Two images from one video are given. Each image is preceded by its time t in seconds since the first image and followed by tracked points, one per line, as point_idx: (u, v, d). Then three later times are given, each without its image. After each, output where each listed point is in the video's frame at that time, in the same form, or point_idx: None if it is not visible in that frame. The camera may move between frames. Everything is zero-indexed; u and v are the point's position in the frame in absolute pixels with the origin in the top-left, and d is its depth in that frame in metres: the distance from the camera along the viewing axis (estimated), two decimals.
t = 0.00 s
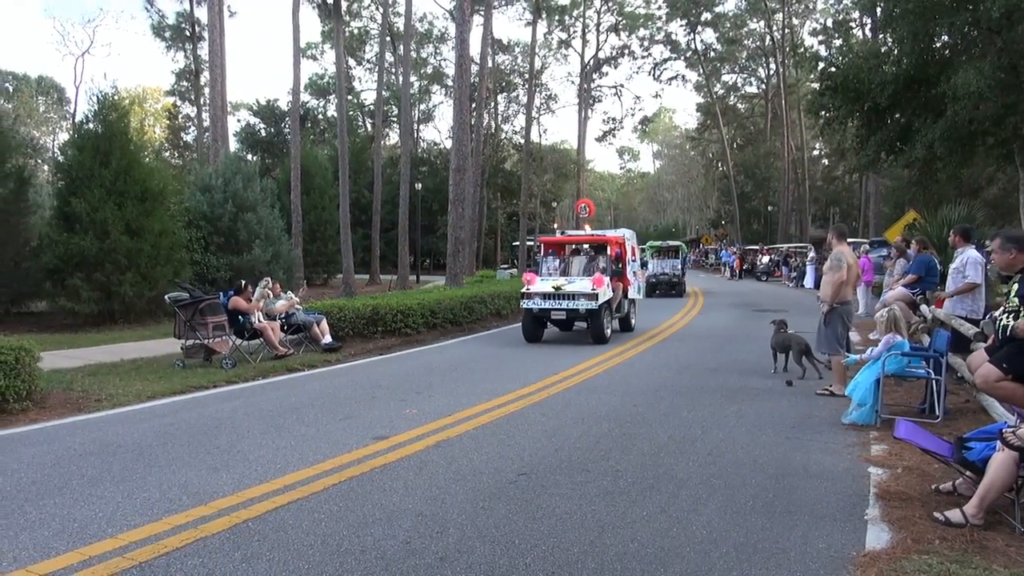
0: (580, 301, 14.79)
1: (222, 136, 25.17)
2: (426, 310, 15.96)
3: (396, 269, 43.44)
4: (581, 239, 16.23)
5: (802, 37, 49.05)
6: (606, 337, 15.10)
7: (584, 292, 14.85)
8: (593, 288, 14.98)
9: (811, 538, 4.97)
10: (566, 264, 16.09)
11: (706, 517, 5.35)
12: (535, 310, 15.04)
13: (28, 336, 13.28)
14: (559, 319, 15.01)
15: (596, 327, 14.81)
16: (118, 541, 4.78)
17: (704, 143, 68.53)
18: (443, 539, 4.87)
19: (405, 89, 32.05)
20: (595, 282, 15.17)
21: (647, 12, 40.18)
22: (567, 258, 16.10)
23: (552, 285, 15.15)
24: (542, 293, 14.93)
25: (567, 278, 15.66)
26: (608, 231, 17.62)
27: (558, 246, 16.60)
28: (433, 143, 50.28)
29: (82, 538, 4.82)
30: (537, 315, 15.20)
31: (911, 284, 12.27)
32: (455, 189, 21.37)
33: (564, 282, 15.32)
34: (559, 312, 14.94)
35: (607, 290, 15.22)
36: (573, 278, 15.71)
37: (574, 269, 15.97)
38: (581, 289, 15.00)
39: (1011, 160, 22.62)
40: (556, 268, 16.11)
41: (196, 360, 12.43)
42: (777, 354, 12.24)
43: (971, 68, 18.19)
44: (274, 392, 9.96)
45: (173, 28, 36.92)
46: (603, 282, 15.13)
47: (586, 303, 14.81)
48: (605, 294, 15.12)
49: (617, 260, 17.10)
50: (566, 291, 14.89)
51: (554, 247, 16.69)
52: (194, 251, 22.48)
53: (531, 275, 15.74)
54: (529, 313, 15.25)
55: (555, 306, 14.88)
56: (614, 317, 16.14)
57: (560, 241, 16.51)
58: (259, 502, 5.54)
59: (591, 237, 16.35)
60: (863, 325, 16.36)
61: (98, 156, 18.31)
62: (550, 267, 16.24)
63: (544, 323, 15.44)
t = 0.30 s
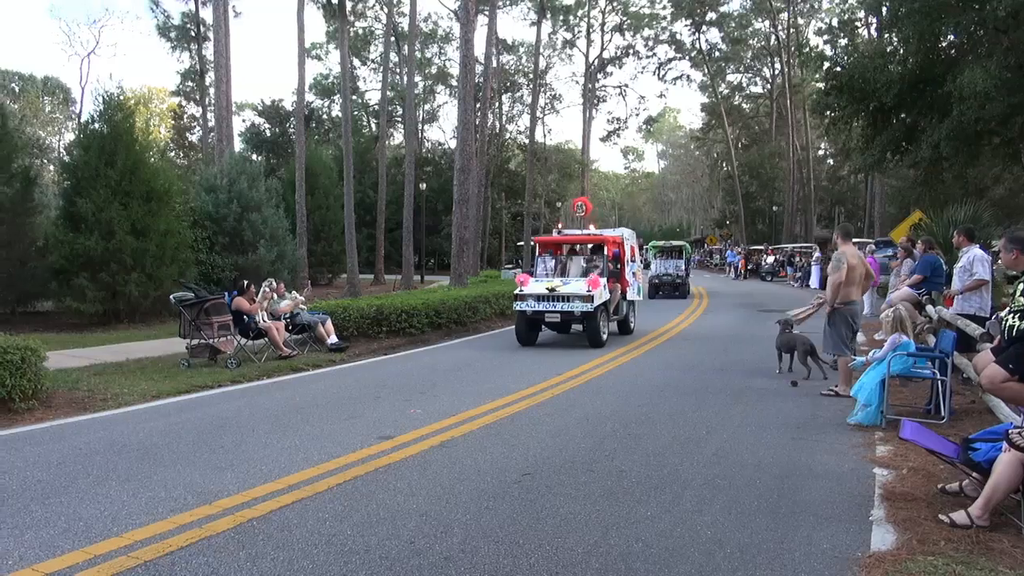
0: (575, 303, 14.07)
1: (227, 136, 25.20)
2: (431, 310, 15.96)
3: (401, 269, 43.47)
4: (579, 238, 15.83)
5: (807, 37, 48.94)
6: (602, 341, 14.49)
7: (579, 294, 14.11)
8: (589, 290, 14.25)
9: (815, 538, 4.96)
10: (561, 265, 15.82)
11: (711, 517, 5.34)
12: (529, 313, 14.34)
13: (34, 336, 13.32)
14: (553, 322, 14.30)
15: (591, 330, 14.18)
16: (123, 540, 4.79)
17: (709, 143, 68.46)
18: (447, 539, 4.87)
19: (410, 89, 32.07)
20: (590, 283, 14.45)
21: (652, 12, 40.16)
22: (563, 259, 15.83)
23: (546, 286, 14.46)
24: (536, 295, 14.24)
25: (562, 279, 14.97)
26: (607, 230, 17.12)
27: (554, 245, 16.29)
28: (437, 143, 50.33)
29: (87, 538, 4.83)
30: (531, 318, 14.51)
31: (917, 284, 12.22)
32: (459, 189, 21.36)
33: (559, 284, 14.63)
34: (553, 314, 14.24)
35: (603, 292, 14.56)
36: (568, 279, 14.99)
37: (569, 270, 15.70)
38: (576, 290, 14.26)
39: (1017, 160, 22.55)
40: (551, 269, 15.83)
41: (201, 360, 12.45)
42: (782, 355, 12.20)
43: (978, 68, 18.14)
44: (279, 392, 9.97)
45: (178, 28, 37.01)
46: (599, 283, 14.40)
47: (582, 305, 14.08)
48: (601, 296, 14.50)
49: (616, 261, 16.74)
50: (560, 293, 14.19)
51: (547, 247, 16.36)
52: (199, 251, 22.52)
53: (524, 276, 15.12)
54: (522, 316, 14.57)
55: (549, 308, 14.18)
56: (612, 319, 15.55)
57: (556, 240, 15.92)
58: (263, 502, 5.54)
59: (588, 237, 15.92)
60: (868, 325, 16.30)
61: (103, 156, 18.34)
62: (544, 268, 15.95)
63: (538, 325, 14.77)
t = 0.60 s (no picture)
0: (569, 305, 13.57)
1: (232, 136, 25.23)
2: (435, 310, 15.96)
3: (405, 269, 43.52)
4: (574, 239, 15.18)
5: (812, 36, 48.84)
6: (598, 345, 13.96)
7: (573, 297, 13.63)
8: (584, 291, 13.73)
9: (820, 539, 4.94)
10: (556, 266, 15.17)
11: (715, 518, 5.32)
12: (521, 316, 13.85)
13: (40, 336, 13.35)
14: (546, 326, 13.79)
15: (587, 333, 13.67)
16: (127, 540, 4.79)
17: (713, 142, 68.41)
18: (451, 539, 4.87)
19: (414, 89, 32.08)
20: (585, 285, 13.91)
21: (656, 12, 40.12)
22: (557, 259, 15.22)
23: (540, 289, 14.00)
24: (528, 297, 13.78)
25: (557, 281, 14.47)
26: (604, 229, 16.44)
27: (550, 245, 15.64)
28: (441, 142, 50.36)
29: (92, 537, 4.84)
30: (524, 321, 14.02)
31: (922, 285, 12.16)
32: (463, 189, 21.35)
33: (553, 286, 14.14)
34: (546, 317, 13.74)
35: (598, 294, 14.02)
36: (562, 281, 14.52)
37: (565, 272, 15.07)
38: (570, 292, 13.78)
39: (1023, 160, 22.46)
40: (546, 269, 15.19)
41: (206, 360, 12.46)
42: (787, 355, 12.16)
43: (984, 67, 18.06)
44: (283, 392, 9.97)
45: (183, 28, 37.09)
46: (594, 285, 13.84)
47: (576, 308, 13.57)
48: (597, 298, 13.96)
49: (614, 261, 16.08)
50: (554, 295, 13.71)
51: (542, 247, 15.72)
52: (204, 251, 22.57)
53: (517, 277, 14.58)
54: (514, 319, 14.11)
55: (543, 311, 13.69)
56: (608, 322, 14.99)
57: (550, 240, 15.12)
58: (267, 502, 5.54)
59: (585, 237, 15.25)
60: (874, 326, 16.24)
61: (108, 156, 18.38)
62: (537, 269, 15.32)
63: (531, 329, 14.30)
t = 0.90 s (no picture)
0: (564, 308, 13.08)
1: (239, 137, 25.30)
2: (442, 310, 15.97)
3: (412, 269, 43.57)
4: (571, 239, 14.55)
5: (820, 36, 48.69)
6: (594, 348, 13.45)
7: (568, 299, 13.12)
8: (579, 293, 13.22)
9: (827, 540, 4.92)
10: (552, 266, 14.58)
11: (721, 519, 5.30)
12: (515, 318, 13.37)
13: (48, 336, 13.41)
14: (540, 328, 13.30)
15: (583, 336, 13.16)
16: (134, 539, 4.80)
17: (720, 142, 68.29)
18: (457, 538, 4.87)
19: (421, 89, 32.12)
20: (581, 286, 13.41)
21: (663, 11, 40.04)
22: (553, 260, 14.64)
23: (534, 290, 13.49)
24: (522, 299, 13.28)
25: (551, 281, 13.97)
26: (603, 227, 15.75)
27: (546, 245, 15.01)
28: (448, 143, 50.39)
29: (100, 535, 4.87)
30: (517, 324, 13.54)
31: (930, 285, 12.10)
32: (470, 189, 21.35)
33: (548, 287, 13.63)
34: (540, 320, 13.24)
35: (595, 295, 13.50)
36: (557, 282, 14.01)
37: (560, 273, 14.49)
38: (565, 294, 13.27)
39: None
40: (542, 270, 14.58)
41: (213, 360, 12.49)
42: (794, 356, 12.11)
43: (992, 66, 17.97)
44: (289, 392, 9.99)
45: (191, 29, 37.22)
46: (590, 286, 13.34)
47: (572, 311, 13.08)
48: (593, 300, 13.45)
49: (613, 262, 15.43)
50: (548, 297, 13.21)
51: (537, 248, 15.13)
52: (211, 251, 22.63)
53: (510, 278, 14.03)
54: (508, 321, 13.62)
55: (536, 314, 13.19)
56: (605, 325, 14.46)
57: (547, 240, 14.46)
58: (273, 501, 5.56)
59: (581, 236, 14.60)
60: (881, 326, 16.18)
61: (116, 157, 18.46)
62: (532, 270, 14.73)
63: (525, 332, 13.81)
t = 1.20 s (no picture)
0: (559, 310, 12.45)
1: (247, 137, 25.37)
2: (449, 310, 16.00)
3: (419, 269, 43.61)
4: (567, 238, 14.10)
5: (828, 35, 48.52)
6: (590, 353, 12.81)
7: (563, 301, 12.52)
8: (575, 296, 12.63)
9: (836, 542, 4.90)
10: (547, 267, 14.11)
11: (729, 520, 5.29)
12: (508, 321, 12.78)
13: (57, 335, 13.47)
14: (535, 332, 12.70)
15: (579, 340, 12.55)
16: (144, 537, 4.83)
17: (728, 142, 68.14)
18: (465, 538, 4.87)
19: (429, 89, 32.12)
20: (577, 288, 12.82)
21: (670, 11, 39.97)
22: (549, 260, 14.19)
23: (527, 292, 12.90)
24: (515, 302, 12.67)
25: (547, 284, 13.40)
26: (602, 227, 15.27)
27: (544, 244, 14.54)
28: (455, 143, 50.44)
29: (110, 534, 4.89)
30: (511, 327, 12.95)
31: (938, 285, 12.03)
32: (477, 189, 21.37)
33: (542, 289, 13.07)
34: (535, 323, 12.63)
35: (591, 297, 12.89)
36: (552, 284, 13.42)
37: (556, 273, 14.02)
38: (560, 296, 12.67)
39: None
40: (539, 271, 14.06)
41: (221, 360, 12.52)
42: (802, 356, 12.06)
43: (1002, 66, 17.85)
44: (296, 392, 10.01)
45: (199, 31, 37.37)
46: (586, 288, 12.76)
47: (567, 313, 12.47)
48: (590, 302, 12.84)
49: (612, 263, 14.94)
50: (542, 299, 12.61)
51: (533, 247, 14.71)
52: (219, 251, 22.70)
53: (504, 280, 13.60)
54: (501, 324, 13.02)
55: (530, 316, 12.59)
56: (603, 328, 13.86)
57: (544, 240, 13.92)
58: (281, 500, 5.57)
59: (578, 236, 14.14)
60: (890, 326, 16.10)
61: (125, 157, 18.55)
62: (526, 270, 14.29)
63: (519, 336, 13.20)
